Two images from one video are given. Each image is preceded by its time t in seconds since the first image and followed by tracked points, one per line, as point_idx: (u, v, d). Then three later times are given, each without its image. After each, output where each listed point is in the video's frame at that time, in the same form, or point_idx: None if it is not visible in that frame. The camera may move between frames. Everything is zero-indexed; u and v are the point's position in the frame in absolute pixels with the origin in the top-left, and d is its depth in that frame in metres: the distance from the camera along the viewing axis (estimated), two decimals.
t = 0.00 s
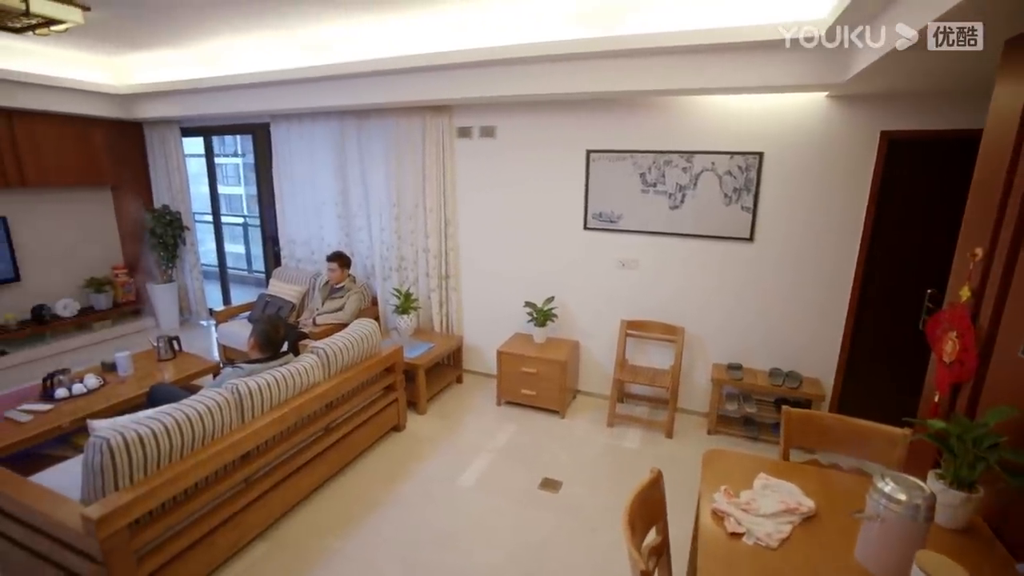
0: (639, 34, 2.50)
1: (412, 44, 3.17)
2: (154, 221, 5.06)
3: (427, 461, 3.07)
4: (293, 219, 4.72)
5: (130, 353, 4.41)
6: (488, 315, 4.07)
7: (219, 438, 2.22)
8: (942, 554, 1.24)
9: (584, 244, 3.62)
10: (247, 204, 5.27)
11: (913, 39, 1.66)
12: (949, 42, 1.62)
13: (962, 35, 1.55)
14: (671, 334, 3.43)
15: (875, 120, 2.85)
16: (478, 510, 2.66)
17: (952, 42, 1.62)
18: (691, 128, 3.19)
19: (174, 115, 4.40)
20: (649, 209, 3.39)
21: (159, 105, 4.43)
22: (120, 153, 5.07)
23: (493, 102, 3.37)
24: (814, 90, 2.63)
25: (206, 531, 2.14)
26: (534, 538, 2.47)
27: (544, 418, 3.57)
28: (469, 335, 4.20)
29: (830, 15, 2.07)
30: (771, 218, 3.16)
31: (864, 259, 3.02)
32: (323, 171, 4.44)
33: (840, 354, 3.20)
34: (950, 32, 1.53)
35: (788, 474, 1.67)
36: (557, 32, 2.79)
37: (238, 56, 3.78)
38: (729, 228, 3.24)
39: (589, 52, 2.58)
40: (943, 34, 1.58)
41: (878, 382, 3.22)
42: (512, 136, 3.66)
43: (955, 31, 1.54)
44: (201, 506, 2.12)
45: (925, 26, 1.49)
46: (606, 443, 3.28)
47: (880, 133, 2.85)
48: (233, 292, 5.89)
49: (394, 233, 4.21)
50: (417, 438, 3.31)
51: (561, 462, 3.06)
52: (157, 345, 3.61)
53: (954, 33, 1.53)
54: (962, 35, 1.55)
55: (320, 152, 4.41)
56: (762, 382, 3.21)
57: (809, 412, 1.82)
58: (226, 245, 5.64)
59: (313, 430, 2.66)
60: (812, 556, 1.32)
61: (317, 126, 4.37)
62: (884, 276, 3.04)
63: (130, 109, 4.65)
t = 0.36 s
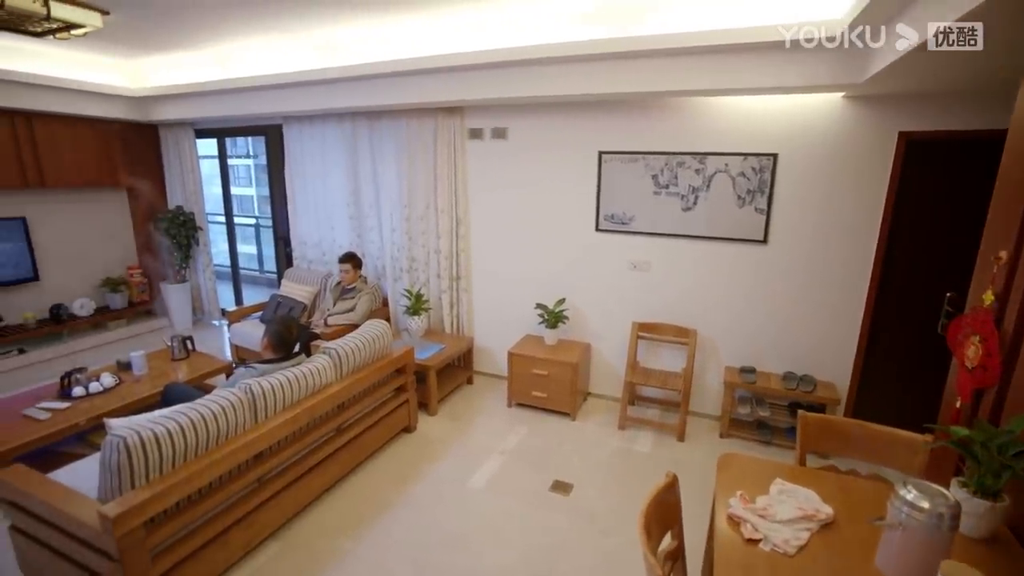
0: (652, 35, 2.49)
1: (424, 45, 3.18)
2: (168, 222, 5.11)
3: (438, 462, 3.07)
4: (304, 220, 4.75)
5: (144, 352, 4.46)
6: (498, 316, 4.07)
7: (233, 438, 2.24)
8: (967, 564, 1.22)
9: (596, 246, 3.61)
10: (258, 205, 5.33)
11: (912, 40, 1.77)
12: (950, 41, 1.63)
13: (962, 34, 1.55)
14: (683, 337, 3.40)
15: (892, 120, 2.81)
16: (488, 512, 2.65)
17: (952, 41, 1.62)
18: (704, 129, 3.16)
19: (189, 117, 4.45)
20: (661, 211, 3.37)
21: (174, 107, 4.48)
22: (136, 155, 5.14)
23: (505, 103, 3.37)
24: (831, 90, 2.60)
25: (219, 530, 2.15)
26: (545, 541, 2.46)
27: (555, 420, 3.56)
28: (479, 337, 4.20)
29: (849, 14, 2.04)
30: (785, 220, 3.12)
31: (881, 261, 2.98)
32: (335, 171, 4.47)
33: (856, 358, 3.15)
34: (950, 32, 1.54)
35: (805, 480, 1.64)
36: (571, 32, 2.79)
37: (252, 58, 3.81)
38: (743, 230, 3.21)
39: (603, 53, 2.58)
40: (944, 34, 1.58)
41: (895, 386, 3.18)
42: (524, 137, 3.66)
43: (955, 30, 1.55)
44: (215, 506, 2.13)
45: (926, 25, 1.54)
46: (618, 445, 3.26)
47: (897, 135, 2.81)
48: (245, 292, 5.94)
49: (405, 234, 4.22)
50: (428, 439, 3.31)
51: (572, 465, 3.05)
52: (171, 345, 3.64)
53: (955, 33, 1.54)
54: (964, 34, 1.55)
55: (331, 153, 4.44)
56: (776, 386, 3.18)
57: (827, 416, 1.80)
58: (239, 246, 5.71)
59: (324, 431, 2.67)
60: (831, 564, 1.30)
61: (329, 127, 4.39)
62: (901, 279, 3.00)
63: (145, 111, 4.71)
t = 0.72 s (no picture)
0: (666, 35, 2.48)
1: (437, 46, 3.19)
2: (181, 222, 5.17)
3: (448, 463, 3.07)
4: (315, 221, 4.78)
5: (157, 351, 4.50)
6: (508, 317, 4.07)
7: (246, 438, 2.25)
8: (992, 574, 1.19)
9: (607, 247, 3.59)
10: (269, 205, 5.36)
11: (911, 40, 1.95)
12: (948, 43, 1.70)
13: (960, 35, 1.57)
14: (695, 339, 3.37)
15: (909, 120, 2.77)
16: (499, 513, 2.65)
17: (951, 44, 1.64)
18: (717, 130, 3.14)
19: (202, 119, 4.50)
20: (673, 212, 3.35)
21: (188, 108, 4.53)
22: (150, 156, 5.19)
23: (517, 103, 3.37)
24: (847, 90, 2.57)
25: (232, 529, 2.16)
26: (555, 543, 2.45)
27: (565, 421, 3.55)
28: (490, 338, 4.20)
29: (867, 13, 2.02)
30: (799, 221, 3.09)
31: (898, 264, 2.93)
32: (346, 172, 4.49)
33: (871, 363, 3.11)
34: (949, 33, 1.57)
35: (823, 485, 1.62)
36: (584, 33, 2.78)
37: (265, 60, 3.84)
38: (756, 232, 3.18)
39: (615, 53, 2.57)
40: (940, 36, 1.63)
41: (911, 390, 3.13)
42: (535, 138, 3.65)
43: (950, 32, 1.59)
44: (228, 505, 2.14)
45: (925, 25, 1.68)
46: (629, 448, 3.25)
47: (916, 135, 2.77)
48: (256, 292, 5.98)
49: (416, 235, 4.23)
50: (438, 440, 3.32)
51: (582, 467, 3.04)
52: (184, 344, 3.67)
53: (955, 36, 1.57)
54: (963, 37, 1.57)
55: (343, 153, 4.46)
56: (790, 389, 3.15)
57: (844, 421, 1.77)
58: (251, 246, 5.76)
59: (336, 431, 2.67)
60: (850, 571, 1.28)
61: (341, 128, 4.41)
62: (918, 282, 2.96)
63: (160, 113, 4.76)
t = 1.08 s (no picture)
0: (679, 36, 2.47)
1: (449, 48, 3.20)
2: (194, 223, 5.22)
3: (458, 465, 3.07)
4: (326, 221, 4.80)
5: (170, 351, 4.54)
6: (519, 318, 4.06)
7: (258, 438, 2.25)
8: None
9: (618, 249, 3.58)
10: (280, 206, 5.39)
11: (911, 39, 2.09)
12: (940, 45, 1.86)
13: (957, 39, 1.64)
14: (707, 342, 3.34)
15: (925, 121, 2.74)
16: (509, 516, 2.64)
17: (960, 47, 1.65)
18: (730, 132, 3.12)
19: (215, 120, 4.53)
20: (685, 213, 3.33)
21: (201, 110, 4.56)
22: (164, 157, 5.25)
23: (528, 105, 3.37)
24: (863, 90, 2.54)
25: (245, 529, 2.18)
26: (566, 546, 2.44)
27: (575, 424, 3.53)
28: (499, 339, 4.19)
29: (885, 12, 2.00)
30: (813, 223, 3.06)
31: (915, 266, 2.89)
32: (357, 173, 4.50)
33: (887, 367, 3.07)
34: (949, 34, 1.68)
35: (840, 492, 1.60)
36: (597, 34, 2.78)
37: (279, 61, 3.87)
38: (769, 234, 3.15)
39: (627, 55, 2.57)
40: (937, 34, 1.76)
41: (928, 394, 3.08)
42: (546, 139, 3.64)
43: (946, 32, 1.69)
44: (241, 505, 2.15)
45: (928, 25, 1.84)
46: (639, 450, 3.23)
47: (935, 136, 2.72)
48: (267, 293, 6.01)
49: (426, 236, 4.23)
50: (448, 442, 3.31)
51: (593, 469, 3.03)
52: (196, 344, 3.70)
53: (954, 34, 1.62)
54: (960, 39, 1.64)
55: (354, 154, 4.47)
56: (803, 393, 3.11)
57: (861, 426, 1.74)
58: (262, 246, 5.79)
59: (347, 432, 2.67)
60: None
61: (352, 129, 4.43)
62: (936, 284, 2.90)
63: (173, 114, 4.80)
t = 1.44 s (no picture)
0: (690, 38, 2.46)
1: (459, 50, 3.21)
2: (205, 224, 5.26)
3: (468, 468, 3.06)
4: (335, 224, 4.82)
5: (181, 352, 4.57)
6: (528, 321, 4.05)
7: (270, 439, 2.26)
8: None
9: (628, 252, 3.56)
10: (289, 208, 5.42)
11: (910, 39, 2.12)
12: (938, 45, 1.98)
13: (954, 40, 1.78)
14: (718, 346, 3.31)
15: (940, 123, 2.71)
16: (518, 520, 2.62)
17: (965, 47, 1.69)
18: (741, 134, 3.10)
19: (227, 123, 4.57)
20: (696, 216, 3.31)
21: (213, 113, 4.59)
22: (176, 159, 5.29)
23: (538, 107, 3.37)
24: (878, 92, 2.52)
25: (256, 530, 2.18)
26: (576, 551, 2.42)
27: (585, 427, 3.52)
28: (508, 342, 4.19)
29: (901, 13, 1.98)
30: (826, 226, 3.03)
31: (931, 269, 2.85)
32: (367, 175, 4.51)
33: (901, 373, 3.03)
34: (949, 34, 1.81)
35: (856, 499, 1.57)
36: (608, 36, 2.79)
37: (290, 64, 3.89)
38: (781, 237, 3.12)
39: (638, 57, 2.56)
40: (938, 35, 1.91)
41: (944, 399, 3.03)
42: (556, 141, 3.64)
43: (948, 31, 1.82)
44: (252, 506, 2.16)
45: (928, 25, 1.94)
46: (650, 455, 3.20)
47: (951, 137, 2.69)
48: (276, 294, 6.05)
49: (435, 238, 4.23)
50: (457, 445, 3.31)
51: (603, 473, 3.01)
52: (207, 345, 3.72)
53: (954, 34, 1.76)
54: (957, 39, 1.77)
55: (364, 156, 4.49)
56: (816, 398, 3.07)
57: (878, 432, 1.72)
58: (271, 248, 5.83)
59: (356, 435, 2.67)
60: None
61: (362, 131, 4.45)
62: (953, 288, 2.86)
63: (186, 117, 4.85)
